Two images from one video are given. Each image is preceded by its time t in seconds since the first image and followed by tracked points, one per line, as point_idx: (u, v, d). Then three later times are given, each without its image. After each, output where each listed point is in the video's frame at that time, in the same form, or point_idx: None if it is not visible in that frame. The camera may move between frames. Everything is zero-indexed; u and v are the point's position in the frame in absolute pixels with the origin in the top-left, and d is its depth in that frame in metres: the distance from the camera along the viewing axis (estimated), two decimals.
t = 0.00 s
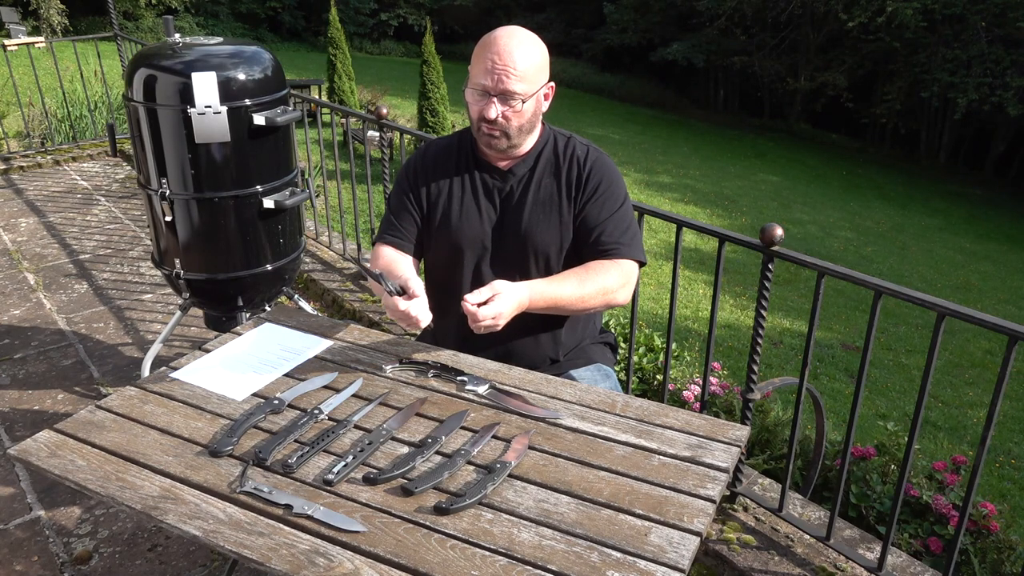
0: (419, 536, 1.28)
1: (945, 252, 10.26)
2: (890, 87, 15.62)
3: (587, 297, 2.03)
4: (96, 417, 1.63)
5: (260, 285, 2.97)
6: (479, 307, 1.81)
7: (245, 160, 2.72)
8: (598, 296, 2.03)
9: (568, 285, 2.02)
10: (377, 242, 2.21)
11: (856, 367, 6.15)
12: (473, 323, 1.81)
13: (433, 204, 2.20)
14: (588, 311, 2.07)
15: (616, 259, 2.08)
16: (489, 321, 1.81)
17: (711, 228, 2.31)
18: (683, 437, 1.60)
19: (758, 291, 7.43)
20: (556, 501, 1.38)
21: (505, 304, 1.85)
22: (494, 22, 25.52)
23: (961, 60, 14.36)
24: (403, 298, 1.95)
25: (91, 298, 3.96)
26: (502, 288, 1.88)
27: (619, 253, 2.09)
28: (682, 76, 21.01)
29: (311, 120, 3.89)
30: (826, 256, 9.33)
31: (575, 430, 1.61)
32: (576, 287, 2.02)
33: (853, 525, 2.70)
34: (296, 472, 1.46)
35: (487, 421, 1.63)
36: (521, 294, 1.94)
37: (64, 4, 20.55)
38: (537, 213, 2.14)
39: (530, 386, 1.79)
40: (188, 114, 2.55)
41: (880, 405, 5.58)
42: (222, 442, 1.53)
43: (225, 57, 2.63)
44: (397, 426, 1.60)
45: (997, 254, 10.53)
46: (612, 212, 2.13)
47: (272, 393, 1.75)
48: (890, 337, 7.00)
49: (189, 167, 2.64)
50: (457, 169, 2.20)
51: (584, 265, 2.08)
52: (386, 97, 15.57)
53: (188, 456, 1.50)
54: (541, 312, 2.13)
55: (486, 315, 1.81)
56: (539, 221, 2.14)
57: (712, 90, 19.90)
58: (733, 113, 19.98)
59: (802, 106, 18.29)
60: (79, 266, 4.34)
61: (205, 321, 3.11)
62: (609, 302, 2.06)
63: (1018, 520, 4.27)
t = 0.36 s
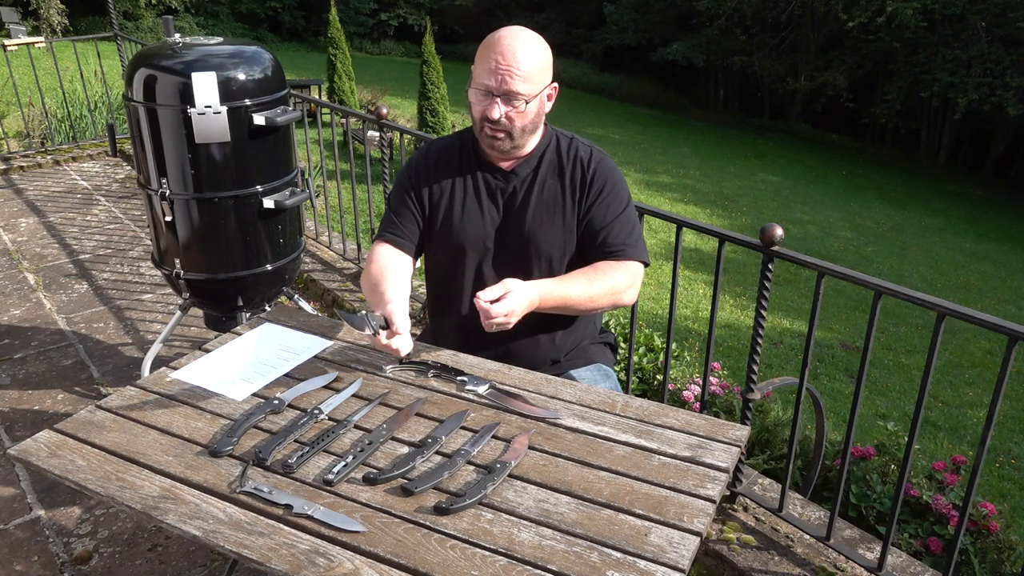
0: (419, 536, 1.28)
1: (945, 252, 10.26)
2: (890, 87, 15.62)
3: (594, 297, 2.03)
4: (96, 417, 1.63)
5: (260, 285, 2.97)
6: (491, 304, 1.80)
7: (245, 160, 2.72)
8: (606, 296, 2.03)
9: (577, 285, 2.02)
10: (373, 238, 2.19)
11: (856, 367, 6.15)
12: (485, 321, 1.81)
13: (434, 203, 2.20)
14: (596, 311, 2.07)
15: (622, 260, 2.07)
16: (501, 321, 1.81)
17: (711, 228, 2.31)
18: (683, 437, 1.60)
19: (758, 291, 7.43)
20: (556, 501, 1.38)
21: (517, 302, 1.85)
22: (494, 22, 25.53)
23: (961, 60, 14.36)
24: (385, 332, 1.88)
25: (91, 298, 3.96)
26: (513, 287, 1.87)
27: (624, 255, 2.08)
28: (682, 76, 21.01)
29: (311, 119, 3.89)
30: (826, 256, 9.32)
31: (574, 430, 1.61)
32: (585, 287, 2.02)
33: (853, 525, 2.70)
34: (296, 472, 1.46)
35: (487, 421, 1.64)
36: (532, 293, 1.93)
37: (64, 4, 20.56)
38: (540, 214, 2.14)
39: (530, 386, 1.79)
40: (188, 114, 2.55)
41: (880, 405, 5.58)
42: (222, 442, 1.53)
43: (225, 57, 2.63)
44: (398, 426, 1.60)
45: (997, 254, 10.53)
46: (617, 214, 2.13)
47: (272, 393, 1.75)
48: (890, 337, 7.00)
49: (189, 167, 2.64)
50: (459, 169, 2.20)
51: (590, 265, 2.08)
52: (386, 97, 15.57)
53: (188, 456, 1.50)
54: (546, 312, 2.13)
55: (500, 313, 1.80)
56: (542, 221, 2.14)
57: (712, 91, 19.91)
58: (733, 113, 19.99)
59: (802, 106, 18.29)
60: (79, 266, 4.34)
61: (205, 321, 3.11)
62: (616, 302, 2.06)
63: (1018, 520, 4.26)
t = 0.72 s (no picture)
0: (419, 536, 1.28)
1: (945, 252, 10.26)
2: (890, 87, 15.62)
3: (619, 306, 1.99)
4: (96, 417, 1.63)
5: (260, 286, 2.97)
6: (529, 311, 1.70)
7: (245, 160, 2.72)
8: (628, 305, 2.01)
9: (602, 294, 1.97)
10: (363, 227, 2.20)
11: (856, 367, 6.15)
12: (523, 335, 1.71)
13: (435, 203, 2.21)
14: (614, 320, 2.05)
15: (632, 267, 2.07)
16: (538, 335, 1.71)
17: (711, 229, 2.31)
18: (683, 437, 1.60)
19: (758, 291, 7.43)
20: (556, 501, 1.38)
21: (554, 316, 1.76)
22: (494, 22, 25.55)
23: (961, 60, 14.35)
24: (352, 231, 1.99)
25: (91, 298, 3.96)
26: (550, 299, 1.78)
27: (631, 261, 2.08)
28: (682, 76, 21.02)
29: (311, 119, 3.89)
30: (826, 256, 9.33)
31: (575, 430, 1.61)
32: (610, 297, 1.98)
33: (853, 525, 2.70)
34: (297, 472, 1.46)
35: (487, 421, 1.63)
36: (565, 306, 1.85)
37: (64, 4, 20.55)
38: (542, 218, 2.13)
39: (531, 386, 1.79)
40: (188, 114, 2.55)
41: (880, 405, 5.58)
42: (223, 442, 1.53)
43: (225, 57, 2.63)
44: (398, 426, 1.60)
45: (997, 254, 10.53)
46: (621, 220, 2.13)
47: (272, 393, 1.75)
48: (890, 336, 7.00)
49: (189, 167, 2.64)
50: (462, 171, 2.20)
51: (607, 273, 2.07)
52: (386, 97, 15.57)
53: (188, 456, 1.50)
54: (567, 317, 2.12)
55: (539, 326, 1.70)
56: (546, 224, 2.13)
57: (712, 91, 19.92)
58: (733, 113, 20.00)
59: (802, 106, 18.30)
60: (79, 266, 4.34)
61: (205, 321, 3.11)
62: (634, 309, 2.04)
63: (1017, 520, 4.27)
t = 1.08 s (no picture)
0: (419, 536, 1.28)
1: (945, 252, 10.26)
2: (890, 87, 15.61)
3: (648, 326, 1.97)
4: (96, 417, 1.63)
5: (260, 286, 2.97)
6: (594, 374, 1.66)
7: (245, 160, 2.72)
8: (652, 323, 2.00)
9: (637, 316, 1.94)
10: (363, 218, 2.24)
11: (856, 367, 6.15)
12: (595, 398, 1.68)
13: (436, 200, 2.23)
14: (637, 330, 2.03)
15: (631, 272, 2.04)
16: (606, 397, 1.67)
17: (711, 229, 2.31)
18: (683, 437, 1.60)
19: (758, 291, 7.43)
20: (556, 501, 1.38)
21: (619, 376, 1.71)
22: (494, 22, 25.56)
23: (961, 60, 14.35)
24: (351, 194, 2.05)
25: (91, 298, 3.96)
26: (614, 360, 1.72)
27: (630, 265, 2.04)
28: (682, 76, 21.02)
29: (311, 120, 3.88)
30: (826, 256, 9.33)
31: (575, 430, 1.61)
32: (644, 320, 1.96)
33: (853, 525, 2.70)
34: (296, 472, 1.46)
35: (487, 421, 1.63)
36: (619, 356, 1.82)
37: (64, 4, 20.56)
38: (540, 219, 2.13)
39: (531, 387, 1.79)
40: (188, 114, 2.55)
41: (880, 405, 5.58)
42: (222, 442, 1.53)
43: (225, 57, 2.63)
44: (398, 426, 1.60)
45: (997, 254, 10.53)
46: (619, 224, 2.10)
47: (272, 393, 1.75)
48: (890, 336, 7.00)
49: (189, 167, 2.64)
50: (464, 170, 2.20)
51: (621, 289, 2.03)
52: (386, 97, 15.58)
53: (188, 456, 1.50)
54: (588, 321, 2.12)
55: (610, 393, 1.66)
56: (546, 226, 2.13)
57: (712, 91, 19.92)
58: (733, 112, 20.00)
59: (802, 106, 18.30)
60: (79, 266, 4.34)
61: (205, 321, 3.12)
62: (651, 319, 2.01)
63: (1018, 520, 4.26)
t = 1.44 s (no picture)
0: (419, 536, 1.28)
1: (945, 252, 10.26)
2: (890, 87, 15.61)
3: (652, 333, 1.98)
4: (96, 417, 1.63)
5: (260, 285, 2.97)
6: (608, 388, 1.66)
7: (245, 160, 2.72)
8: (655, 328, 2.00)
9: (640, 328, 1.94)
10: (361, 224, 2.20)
11: (856, 367, 6.15)
12: (599, 411, 1.68)
13: (441, 202, 2.21)
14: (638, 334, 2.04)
15: (636, 279, 2.04)
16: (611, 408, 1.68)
17: (711, 228, 2.31)
18: (683, 437, 1.60)
19: (758, 291, 7.44)
20: (556, 501, 1.38)
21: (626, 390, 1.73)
22: (494, 22, 25.56)
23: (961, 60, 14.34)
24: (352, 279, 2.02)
25: (91, 298, 3.96)
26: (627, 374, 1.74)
27: (637, 271, 2.05)
28: (682, 76, 21.03)
29: (311, 119, 3.88)
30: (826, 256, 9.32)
31: (575, 430, 1.61)
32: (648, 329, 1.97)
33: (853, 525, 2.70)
34: (297, 472, 1.46)
35: (487, 421, 1.63)
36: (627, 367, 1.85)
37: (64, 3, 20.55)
38: (549, 224, 2.13)
39: (531, 386, 1.79)
40: (188, 114, 2.55)
41: (880, 405, 5.58)
42: (223, 442, 1.53)
43: (226, 57, 2.64)
44: (398, 426, 1.60)
45: (997, 254, 10.53)
46: (627, 228, 2.11)
47: (272, 393, 1.75)
48: (890, 336, 7.00)
49: (189, 167, 2.64)
50: (471, 171, 2.19)
51: (624, 300, 2.03)
52: (386, 97, 15.58)
53: (188, 456, 1.50)
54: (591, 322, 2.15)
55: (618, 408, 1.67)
56: (553, 230, 2.13)
57: (712, 91, 19.91)
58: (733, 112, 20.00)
59: (802, 106, 18.31)
60: (79, 266, 4.34)
61: (205, 321, 3.12)
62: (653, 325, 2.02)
63: (1017, 520, 4.26)
